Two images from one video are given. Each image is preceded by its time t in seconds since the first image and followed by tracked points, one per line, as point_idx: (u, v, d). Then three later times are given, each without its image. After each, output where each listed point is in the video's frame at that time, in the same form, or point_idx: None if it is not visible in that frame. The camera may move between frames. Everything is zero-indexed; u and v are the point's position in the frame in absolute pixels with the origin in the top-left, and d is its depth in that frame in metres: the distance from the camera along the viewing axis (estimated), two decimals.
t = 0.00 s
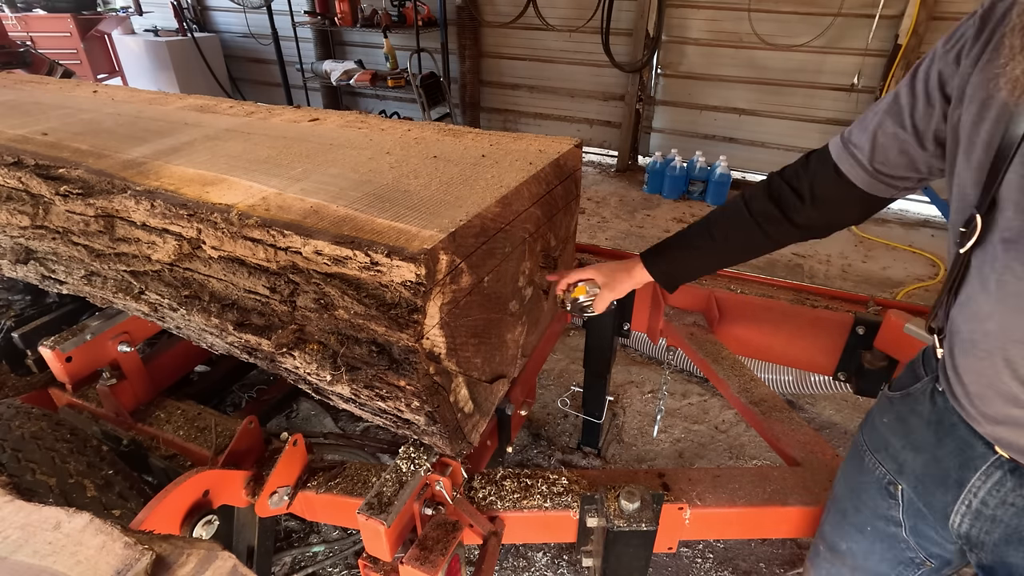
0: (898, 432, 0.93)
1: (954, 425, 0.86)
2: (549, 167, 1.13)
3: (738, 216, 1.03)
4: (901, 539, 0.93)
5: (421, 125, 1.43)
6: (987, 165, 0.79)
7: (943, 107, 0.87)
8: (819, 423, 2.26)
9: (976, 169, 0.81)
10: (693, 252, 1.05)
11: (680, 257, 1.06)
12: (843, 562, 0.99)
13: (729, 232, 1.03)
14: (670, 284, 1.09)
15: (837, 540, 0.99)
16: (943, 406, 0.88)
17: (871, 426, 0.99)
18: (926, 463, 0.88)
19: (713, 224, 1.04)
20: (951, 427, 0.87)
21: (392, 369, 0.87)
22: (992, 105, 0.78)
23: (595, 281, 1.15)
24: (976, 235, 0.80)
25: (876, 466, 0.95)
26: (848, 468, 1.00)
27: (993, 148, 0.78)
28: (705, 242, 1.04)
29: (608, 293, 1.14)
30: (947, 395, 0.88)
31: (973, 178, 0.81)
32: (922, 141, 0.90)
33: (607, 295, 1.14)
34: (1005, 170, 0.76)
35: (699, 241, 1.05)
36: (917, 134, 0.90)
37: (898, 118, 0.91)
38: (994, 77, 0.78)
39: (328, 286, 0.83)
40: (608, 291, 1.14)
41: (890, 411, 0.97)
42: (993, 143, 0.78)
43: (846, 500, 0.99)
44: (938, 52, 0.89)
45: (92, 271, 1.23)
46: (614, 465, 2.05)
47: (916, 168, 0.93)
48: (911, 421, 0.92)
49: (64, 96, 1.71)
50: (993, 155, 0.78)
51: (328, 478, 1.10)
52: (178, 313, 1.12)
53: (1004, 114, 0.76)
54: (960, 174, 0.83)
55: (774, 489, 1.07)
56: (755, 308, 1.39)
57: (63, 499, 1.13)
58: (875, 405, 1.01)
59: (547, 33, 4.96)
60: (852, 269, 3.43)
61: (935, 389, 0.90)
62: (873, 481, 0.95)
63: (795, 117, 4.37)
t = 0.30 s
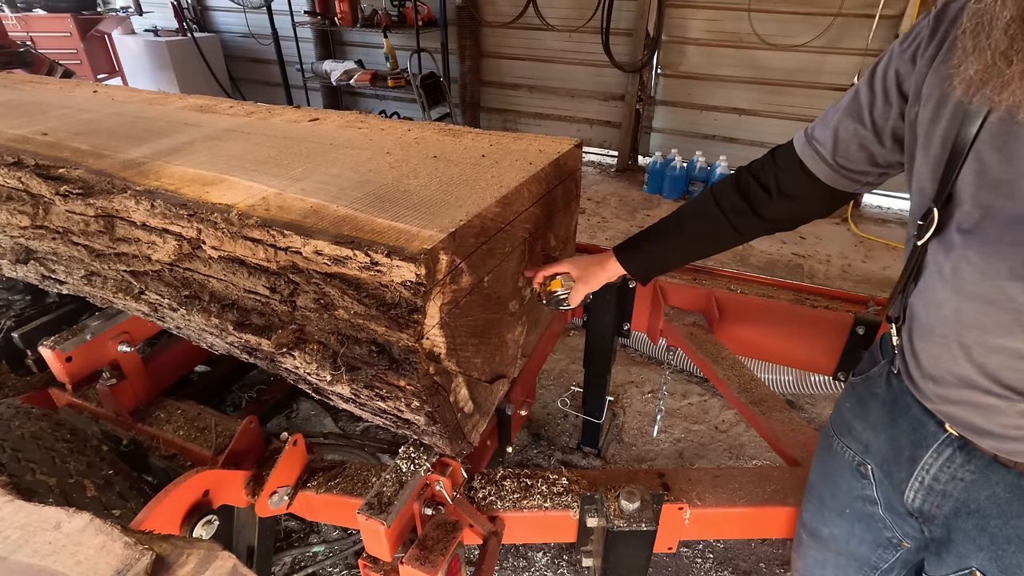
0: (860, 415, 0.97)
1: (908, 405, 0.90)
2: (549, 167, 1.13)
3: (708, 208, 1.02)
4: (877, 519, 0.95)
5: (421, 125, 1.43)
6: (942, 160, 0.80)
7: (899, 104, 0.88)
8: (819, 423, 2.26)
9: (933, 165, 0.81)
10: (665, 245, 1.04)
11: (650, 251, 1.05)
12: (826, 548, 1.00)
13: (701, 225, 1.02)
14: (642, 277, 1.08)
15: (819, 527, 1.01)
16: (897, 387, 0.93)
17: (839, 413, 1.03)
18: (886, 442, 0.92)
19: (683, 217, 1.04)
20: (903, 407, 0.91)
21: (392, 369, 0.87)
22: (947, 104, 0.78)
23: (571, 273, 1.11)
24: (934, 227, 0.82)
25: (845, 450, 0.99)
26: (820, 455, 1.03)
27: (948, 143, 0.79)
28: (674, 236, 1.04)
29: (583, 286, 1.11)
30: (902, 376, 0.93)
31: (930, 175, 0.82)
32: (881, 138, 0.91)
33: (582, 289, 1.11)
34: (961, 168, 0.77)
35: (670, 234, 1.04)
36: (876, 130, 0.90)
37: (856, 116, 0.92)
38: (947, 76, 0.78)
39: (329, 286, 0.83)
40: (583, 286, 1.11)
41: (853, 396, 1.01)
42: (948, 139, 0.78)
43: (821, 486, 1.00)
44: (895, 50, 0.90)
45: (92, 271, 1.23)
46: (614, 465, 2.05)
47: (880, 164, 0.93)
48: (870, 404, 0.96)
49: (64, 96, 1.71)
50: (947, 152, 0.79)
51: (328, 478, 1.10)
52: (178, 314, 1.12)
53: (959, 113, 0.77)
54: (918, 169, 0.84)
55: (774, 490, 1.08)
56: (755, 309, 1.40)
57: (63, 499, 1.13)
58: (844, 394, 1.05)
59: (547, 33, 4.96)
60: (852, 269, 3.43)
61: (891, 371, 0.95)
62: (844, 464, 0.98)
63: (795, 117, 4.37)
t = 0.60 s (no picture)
0: (848, 410, 0.98)
1: (893, 397, 0.91)
2: (549, 167, 1.13)
3: (708, 206, 1.02)
4: (870, 511, 0.94)
5: (421, 125, 1.43)
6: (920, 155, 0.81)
7: (883, 103, 0.88)
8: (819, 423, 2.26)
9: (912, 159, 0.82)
10: (667, 242, 1.04)
11: (651, 249, 1.05)
12: (822, 543, 0.99)
13: (701, 225, 1.02)
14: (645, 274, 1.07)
15: (814, 523, 0.99)
16: (882, 379, 0.93)
17: (828, 409, 1.03)
18: (874, 434, 0.93)
19: (683, 216, 1.03)
20: (889, 398, 0.91)
21: (392, 369, 0.87)
22: (926, 99, 0.79)
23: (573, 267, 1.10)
24: (913, 222, 0.83)
25: (835, 445, 0.98)
26: (811, 451, 1.03)
27: (926, 137, 0.80)
28: (675, 234, 1.03)
29: (583, 282, 1.10)
30: (887, 369, 0.93)
31: (910, 168, 0.83)
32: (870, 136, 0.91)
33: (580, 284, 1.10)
34: (938, 163, 0.78)
35: (671, 232, 1.04)
36: (863, 128, 0.91)
37: (844, 114, 0.92)
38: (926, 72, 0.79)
39: (329, 286, 0.83)
40: (582, 281, 1.10)
41: (841, 389, 1.02)
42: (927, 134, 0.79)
43: (814, 482, 0.99)
44: (878, 48, 0.90)
45: (92, 271, 1.23)
46: (614, 465, 2.05)
47: (868, 161, 0.94)
48: (857, 398, 0.97)
49: (64, 96, 1.71)
50: (925, 146, 0.80)
51: (328, 478, 1.10)
52: (178, 314, 1.12)
53: (937, 108, 0.78)
54: (899, 165, 0.85)
55: (774, 490, 1.08)
56: (755, 308, 1.40)
57: (64, 499, 1.13)
58: (831, 388, 1.05)
59: (547, 33, 4.96)
60: (852, 269, 3.43)
61: (876, 364, 0.95)
62: (834, 459, 0.98)
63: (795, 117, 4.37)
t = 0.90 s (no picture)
0: (849, 413, 0.98)
1: (895, 400, 0.90)
2: (549, 167, 1.13)
3: (710, 208, 1.02)
4: (871, 515, 0.94)
5: (421, 125, 1.43)
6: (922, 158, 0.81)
7: (885, 106, 0.89)
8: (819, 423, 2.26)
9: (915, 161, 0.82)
10: (667, 244, 1.04)
11: (652, 251, 1.05)
12: (823, 545, 1.00)
13: (703, 227, 1.02)
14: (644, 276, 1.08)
15: (815, 525, 1.00)
16: (883, 382, 0.93)
17: (828, 412, 1.03)
18: (875, 438, 0.93)
19: (685, 218, 1.03)
20: (890, 401, 0.91)
21: (392, 369, 0.87)
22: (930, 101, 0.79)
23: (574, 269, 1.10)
24: (916, 223, 0.83)
25: (836, 448, 0.99)
26: (812, 454, 1.04)
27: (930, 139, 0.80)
28: (676, 236, 1.03)
29: (585, 283, 1.09)
30: (888, 372, 0.93)
31: (912, 171, 0.83)
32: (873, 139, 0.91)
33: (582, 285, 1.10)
34: (943, 163, 0.79)
35: (673, 234, 1.04)
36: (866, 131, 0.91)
37: (846, 117, 0.92)
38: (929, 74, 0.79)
39: (328, 286, 0.83)
40: (584, 283, 1.10)
41: (841, 392, 1.02)
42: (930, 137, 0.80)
43: (814, 485, 1.00)
44: (880, 52, 0.91)
45: (92, 271, 1.23)
46: (613, 465, 2.05)
47: (872, 165, 0.94)
48: (857, 400, 0.97)
49: (64, 96, 1.71)
50: (929, 148, 0.80)
51: (328, 478, 1.10)
52: (178, 314, 1.12)
53: (941, 110, 0.78)
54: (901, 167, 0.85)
55: (774, 490, 1.08)
56: (755, 309, 1.40)
57: (63, 499, 1.13)
58: (831, 391, 1.06)
59: (547, 33, 4.96)
60: (852, 269, 3.43)
61: (878, 366, 0.95)
62: (835, 462, 0.98)
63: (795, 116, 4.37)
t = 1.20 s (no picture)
0: (844, 414, 0.98)
1: (888, 400, 0.90)
2: (549, 167, 1.13)
3: (723, 206, 1.02)
4: (868, 516, 0.95)
5: (421, 125, 1.43)
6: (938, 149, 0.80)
7: (900, 98, 0.88)
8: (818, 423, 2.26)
9: (930, 152, 0.81)
10: (680, 243, 1.05)
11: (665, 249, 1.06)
12: (822, 546, 1.00)
13: (715, 225, 1.02)
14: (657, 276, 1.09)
15: (813, 526, 1.00)
16: (876, 382, 0.93)
17: (824, 414, 1.03)
18: (869, 438, 0.92)
19: (698, 216, 1.04)
20: (884, 402, 0.91)
21: (392, 369, 0.87)
22: (948, 92, 0.78)
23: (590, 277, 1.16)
24: (928, 216, 0.81)
25: (831, 450, 0.99)
26: (810, 455, 1.04)
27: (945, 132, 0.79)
28: (689, 235, 1.04)
29: (602, 287, 1.15)
30: (881, 371, 0.93)
31: (928, 162, 0.82)
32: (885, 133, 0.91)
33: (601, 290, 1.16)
34: (959, 156, 0.77)
35: (685, 232, 1.04)
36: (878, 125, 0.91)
37: (859, 111, 0.92)
38: (949, 65, 0.78)
39: (329, 285, 0.83)
40: (603, 286, 1.15)
41: (836, 394, 1.02)
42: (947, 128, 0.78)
43: (811, 486, 1.00)
44: (897, 44, 0.90)
45: (92, 271, 1.23)
46: (613, 465, 2.05)
47: (885, 161, 0.93)
48: (852, 401, 0.97)
49: (64, 96, 1.71)
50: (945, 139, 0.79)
51: (328, 478, 1.10)
52: (178, 313, 1.12)
53: (960, 101, 0.77)
54: (915, 159, 0.84)
55: (774, 490, 1.08)
56: (755, 309, 1.40)
57: (64, 499, 1.13)
58: (827, 392, 1.06)
59: (547, 33, 4.96)
60: (852, 269, 3.43)
61: (871, 367, 0.95)
62: (830, 463, 0.98)
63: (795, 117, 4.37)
